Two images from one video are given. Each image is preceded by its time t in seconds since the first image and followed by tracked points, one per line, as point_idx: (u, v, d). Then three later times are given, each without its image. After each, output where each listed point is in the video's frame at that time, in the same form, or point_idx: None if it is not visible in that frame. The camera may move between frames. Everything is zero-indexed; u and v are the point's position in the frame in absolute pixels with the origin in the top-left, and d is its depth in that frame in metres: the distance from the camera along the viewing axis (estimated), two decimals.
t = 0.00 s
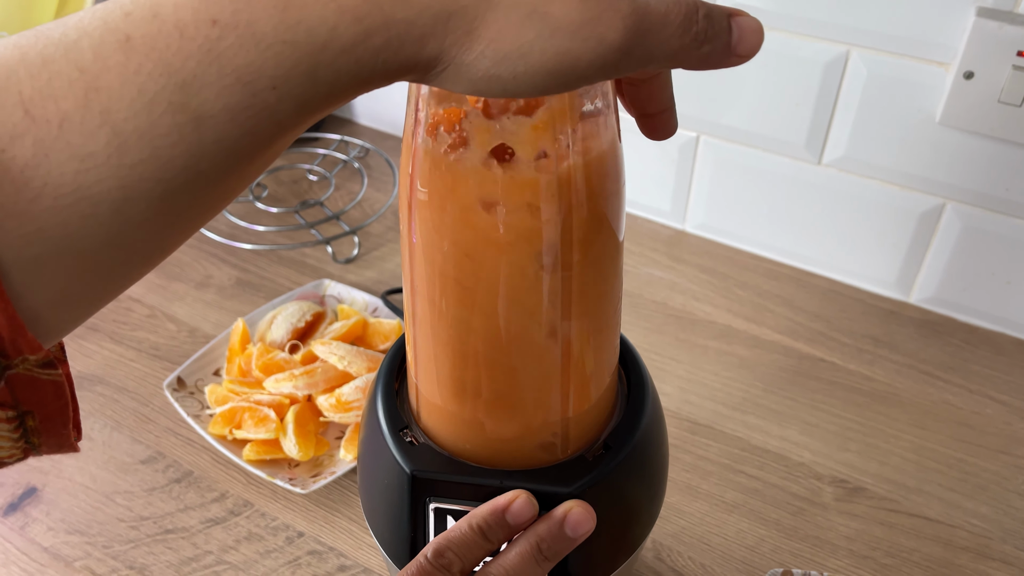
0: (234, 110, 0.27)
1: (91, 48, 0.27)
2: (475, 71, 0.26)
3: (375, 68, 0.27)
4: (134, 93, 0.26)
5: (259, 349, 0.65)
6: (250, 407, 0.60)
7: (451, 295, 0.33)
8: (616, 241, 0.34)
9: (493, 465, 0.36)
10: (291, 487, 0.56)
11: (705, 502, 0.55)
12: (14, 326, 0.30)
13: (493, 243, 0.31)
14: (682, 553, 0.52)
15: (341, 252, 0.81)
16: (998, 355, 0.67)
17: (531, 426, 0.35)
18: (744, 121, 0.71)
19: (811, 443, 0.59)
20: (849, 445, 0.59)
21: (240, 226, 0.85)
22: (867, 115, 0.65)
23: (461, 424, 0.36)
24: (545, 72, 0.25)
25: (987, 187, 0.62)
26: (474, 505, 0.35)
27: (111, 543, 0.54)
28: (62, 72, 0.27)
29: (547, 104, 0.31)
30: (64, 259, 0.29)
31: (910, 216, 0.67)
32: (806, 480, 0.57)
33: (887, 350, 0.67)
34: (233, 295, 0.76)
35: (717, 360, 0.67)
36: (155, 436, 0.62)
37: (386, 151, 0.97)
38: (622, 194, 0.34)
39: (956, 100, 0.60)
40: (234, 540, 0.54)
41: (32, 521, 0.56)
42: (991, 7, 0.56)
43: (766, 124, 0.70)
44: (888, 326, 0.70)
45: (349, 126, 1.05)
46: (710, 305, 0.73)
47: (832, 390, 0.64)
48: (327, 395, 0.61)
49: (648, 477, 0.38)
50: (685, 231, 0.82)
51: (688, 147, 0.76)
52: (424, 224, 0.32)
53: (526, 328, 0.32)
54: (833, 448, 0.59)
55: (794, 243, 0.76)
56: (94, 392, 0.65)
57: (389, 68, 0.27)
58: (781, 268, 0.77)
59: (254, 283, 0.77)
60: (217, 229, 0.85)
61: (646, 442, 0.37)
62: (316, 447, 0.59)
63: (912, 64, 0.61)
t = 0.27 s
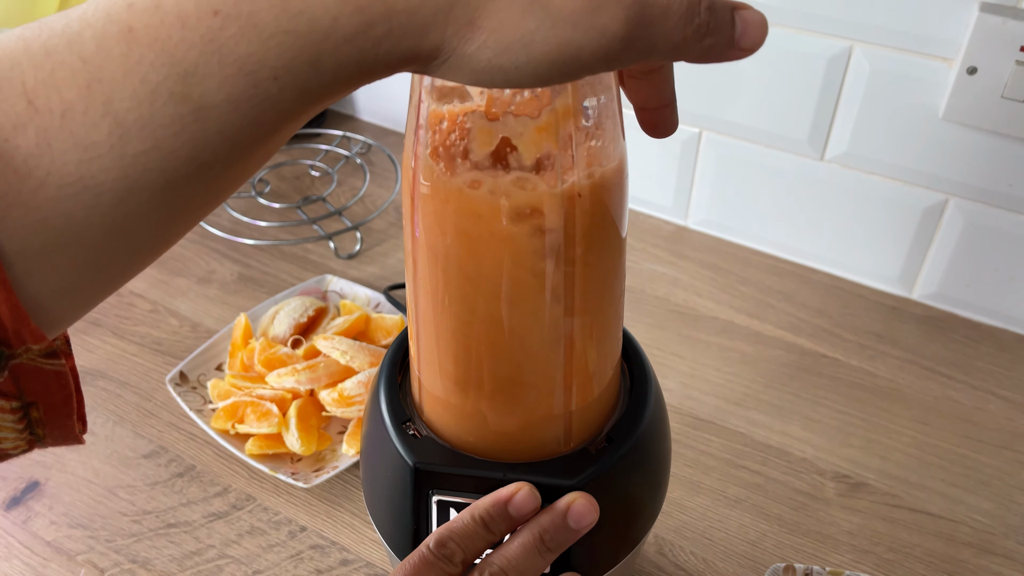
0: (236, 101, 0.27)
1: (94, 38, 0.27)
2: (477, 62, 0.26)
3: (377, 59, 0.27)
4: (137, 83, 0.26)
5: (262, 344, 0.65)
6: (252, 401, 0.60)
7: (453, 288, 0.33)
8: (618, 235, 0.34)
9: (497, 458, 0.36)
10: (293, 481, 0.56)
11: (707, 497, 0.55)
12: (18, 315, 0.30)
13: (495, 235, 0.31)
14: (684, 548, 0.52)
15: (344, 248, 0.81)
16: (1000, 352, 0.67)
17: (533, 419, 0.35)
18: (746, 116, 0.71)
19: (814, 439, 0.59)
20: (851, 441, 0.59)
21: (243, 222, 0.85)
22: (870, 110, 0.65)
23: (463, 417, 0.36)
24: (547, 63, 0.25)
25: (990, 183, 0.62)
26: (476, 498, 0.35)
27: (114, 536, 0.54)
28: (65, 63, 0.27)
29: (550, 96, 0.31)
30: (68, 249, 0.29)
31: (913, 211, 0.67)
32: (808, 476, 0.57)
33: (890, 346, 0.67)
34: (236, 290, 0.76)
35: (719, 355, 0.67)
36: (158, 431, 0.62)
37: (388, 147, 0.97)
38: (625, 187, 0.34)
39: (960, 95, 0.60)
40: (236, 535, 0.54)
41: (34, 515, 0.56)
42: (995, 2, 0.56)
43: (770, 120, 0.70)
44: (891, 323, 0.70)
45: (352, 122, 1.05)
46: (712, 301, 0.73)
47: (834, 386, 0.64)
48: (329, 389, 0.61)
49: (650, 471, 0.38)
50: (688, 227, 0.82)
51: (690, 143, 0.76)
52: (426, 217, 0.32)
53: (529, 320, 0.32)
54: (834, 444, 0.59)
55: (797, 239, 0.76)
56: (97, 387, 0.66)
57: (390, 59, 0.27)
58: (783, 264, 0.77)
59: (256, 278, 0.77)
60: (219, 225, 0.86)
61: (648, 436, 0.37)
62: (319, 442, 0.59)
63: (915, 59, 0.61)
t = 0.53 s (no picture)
0: (240, 91, 0.27)
1: (98, 28, 0.27)
2: (481, 53, 0.26)
3: (381, 50, 0.27)
4: (141, 73, 0.26)
5: (263, 340, 0.65)
6: (254, 397, 0.60)
7: (455, 282, 0.33)
8: (621, 231, 0.34)
9: (499, 452, 0.36)
10: (295, 477, 0.56)
11: (708, 494, 0.55)
12: (23, 305, 0.30)
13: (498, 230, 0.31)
14: (685, 543, 0.52)
15: (345, 245, 0.81)
16: (1002, 349, 0.66)
17: (535, 414, 0.35)
18: (748, 113, 0.71)
19: (815, 435, 0.59)
20: (852, 437, 0.59)
21: (244, 218, 0.85)
22: (871, 107, 0.65)
23: (465, 411, 0.36)
24: (550, 53, 0.25)
25: (992, 179, 0.62)
26: (478, 492, 0.36)
27: (116, 532, 0.54)
28: (69, 52, 0.27)
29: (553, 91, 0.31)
30: (72, 240, 0.29)
31: (914, 208, 0.67)
32: (810, 472, 0.57)
33: (891, 343, 0.67)
34: (237, 287, 0.76)
35: (721, 352, 0.67)
36: (159, 427, 0.62)
37: (390, 144, 0.97)
38: (628, 183, 0.34)
39: (962, 92, 0.60)
40: (238, 530, 0.54)
41: (36, 510, 0.56)
42: None
43: (771, 116, 0.70)
44: (892, 319, 0.70)
45: (353, 119, 1.05)
46: (713, 298, 0.73)
47: (835, 382, 0.64)
48: (331, 385, 0.61)
49: (652, 465, 0.38)
50: (689, 224, 0.82)
51: (692, 140, 0.76)
52: (429, 211, 0.32)
53: (532, 315, 0.32)
54: (836, 440, 0.59)
55: (799, 236, 0.76)
56: (98, 383, 0.66)
57: (394, 50, 0.27)
58: (785, 261, 0.77)
59: (258, 275, 0.77)
60: (221, 221, 0.86)
61: (650, 431, 0.38)
62: (320, 438, 0.59)
63: (917, 56, 0.61)
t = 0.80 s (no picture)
0: (239, 91, 0.27)
1: (97, 29, 0.27)
2: (478, 53, 0.26)
3: (380, 51, 0.27)
4: (140, 74, 0.26)
5: (263, 339, 0.65)
6: (254, 396, 0.60)
7: (454, 281, 0.33)
8: (619, 231, 0.34)
9: (498, 451, 0.36)
10: (295, 475, 0.56)
11: (708, 492, 0.55)
12: (23, 306, 0.31)
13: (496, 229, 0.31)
14: (684, 542, 0.52)
15: (345, 244, 0.81)
16: (1002, 348, 0.66)
17: (534, 413, 0.35)
18: (748, 112, 0.71)
19: (814, 434, 0.59)
20: (851, 436, 0.59)
21: (245, 217, 0.86)
22: (871, 105, 0.65)
23: (465, 410, 0.36)
24: (548, 53, 0.25)
25: (992, 178, 0.62)
26: (477, 490, 0.36)
27: (116, 530, 0.54)
28: (68, 53, 0.27)
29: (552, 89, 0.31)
30: (73, 239, 0.29)
31: (914, 207, 0.67)
32: (809, 471, 0.57)
33: (891, 342, 0.67)
34: (238, 286, 0.76)
35: (720, 351, 0.67)
36: (160, 425, 0.62)
37: (390, 143, 0.97)
38: (626, 182, 0.34)
39: (962, 91, 0.60)
40: (238, 528, 0.54)
41: (37, 509, 0.56)
42: None
43: (770, 115, 0.70)
44: (891, 318, 0.70)
45: (353, 118, 1.05)
46: (713, 297, 0.73)
47: (835, 381, 0.64)
48: (331, 384, 0.61)
49: (650, 464, 0.38)
50: (689, 223, 0.82)
51: (691, 139, 0.76)
52: (427, 209, 0.32)
53: (530, 313, 0.33)
54: (835, 439, 0.59)
55: (798, 235, 0.76)
56: (99, 382, 0.66)
57: (392, 50, 0.27)
58: (784, 260, 0.77)
59: (258, 274, 0.77)
60: (221, 220, 0.86)
61: (649, 430, 0.38)
62: (320, 436, 0.59)
63: (917, 55, 0.61)
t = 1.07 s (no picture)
0: (236, 91, 0.27)
1: (94, 30, 0.27)
2: (475, 52, 0.26)
3: (377, 50, 0.27)
4: (138, 74, 0.26)
5: (263, 339, 0.65)
6: (254, 395, 0.60)
7: (452, 280, 0.33)
8: (617, 229, 0.34)
9: (497, 450, 0.36)
10: (295, 475, 0.56)
11: (707, 492, 0.55)
12: (21, 306, 0.30)
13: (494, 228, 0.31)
14: (684, 542, 0.52)
15: (345, 244, 0.81)
16: (1001, 347, 0.66)
17: (533, 412, 0.35)
18: (748, 112, 0.71)
19: (814, 434, 0.59)
20: (851, 436, 0.59)
21: (245, 217, 0.86)
22: (871, 105, 0.65)
23: (464, 410, 0.36)
24: (544, 53, 0.25)
25: (991, 178, 0.62)
26: (476, 489, 0.36)
27: (116, 530, 0.54)
28: (66, 54, 0.27)
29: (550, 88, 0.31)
30: (71, 239, 0.29)
31: (914, 207, 0.67)
32: (808, 470, 0.57)
33: (890, 342, 0.67)
34: (238, 286, 0.76)
35: (720, 350, 0.67)
36: (160, 425, 0.62)
37: (390, 143, 0.97)
38: (625, 181, 0.34)
39: (960, 91, 0.60)
40: (238, 528, 0.54)
41: (37, 509, 0.56)
42: None
43: (770, 115, 0.70)
44: (891, 318, 0.70)
45: (353, 118, 1.05)
46: (713, 297, 0.73)
47: (835, 381, 0.64)
48: (330, 383, 0.61)
49: (649, 463, 0.38)
50: (688, 223, 0.82)
51: (691, 139, 0.76)
52: (426, 209, 0.32)
53: (529, 313, 0.33)
54: (835, 439, 0.59)
55: (798, 234, 0.76)
56: (99, 382, 0.66)
57: (389, 49, 0.27)
58: (784, 259, 0.77)
59: (258, 274, 0.77)
60: (221, 220, 0.86)
61: (647, 428, 0.38)
62: (320, 436, 0.59)
63: (916, 55, 0.61)
